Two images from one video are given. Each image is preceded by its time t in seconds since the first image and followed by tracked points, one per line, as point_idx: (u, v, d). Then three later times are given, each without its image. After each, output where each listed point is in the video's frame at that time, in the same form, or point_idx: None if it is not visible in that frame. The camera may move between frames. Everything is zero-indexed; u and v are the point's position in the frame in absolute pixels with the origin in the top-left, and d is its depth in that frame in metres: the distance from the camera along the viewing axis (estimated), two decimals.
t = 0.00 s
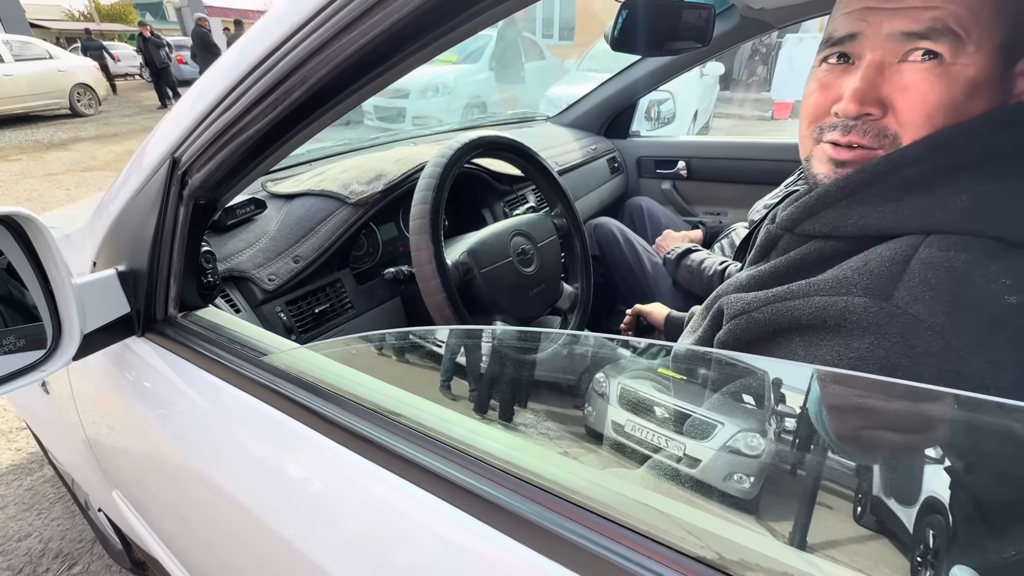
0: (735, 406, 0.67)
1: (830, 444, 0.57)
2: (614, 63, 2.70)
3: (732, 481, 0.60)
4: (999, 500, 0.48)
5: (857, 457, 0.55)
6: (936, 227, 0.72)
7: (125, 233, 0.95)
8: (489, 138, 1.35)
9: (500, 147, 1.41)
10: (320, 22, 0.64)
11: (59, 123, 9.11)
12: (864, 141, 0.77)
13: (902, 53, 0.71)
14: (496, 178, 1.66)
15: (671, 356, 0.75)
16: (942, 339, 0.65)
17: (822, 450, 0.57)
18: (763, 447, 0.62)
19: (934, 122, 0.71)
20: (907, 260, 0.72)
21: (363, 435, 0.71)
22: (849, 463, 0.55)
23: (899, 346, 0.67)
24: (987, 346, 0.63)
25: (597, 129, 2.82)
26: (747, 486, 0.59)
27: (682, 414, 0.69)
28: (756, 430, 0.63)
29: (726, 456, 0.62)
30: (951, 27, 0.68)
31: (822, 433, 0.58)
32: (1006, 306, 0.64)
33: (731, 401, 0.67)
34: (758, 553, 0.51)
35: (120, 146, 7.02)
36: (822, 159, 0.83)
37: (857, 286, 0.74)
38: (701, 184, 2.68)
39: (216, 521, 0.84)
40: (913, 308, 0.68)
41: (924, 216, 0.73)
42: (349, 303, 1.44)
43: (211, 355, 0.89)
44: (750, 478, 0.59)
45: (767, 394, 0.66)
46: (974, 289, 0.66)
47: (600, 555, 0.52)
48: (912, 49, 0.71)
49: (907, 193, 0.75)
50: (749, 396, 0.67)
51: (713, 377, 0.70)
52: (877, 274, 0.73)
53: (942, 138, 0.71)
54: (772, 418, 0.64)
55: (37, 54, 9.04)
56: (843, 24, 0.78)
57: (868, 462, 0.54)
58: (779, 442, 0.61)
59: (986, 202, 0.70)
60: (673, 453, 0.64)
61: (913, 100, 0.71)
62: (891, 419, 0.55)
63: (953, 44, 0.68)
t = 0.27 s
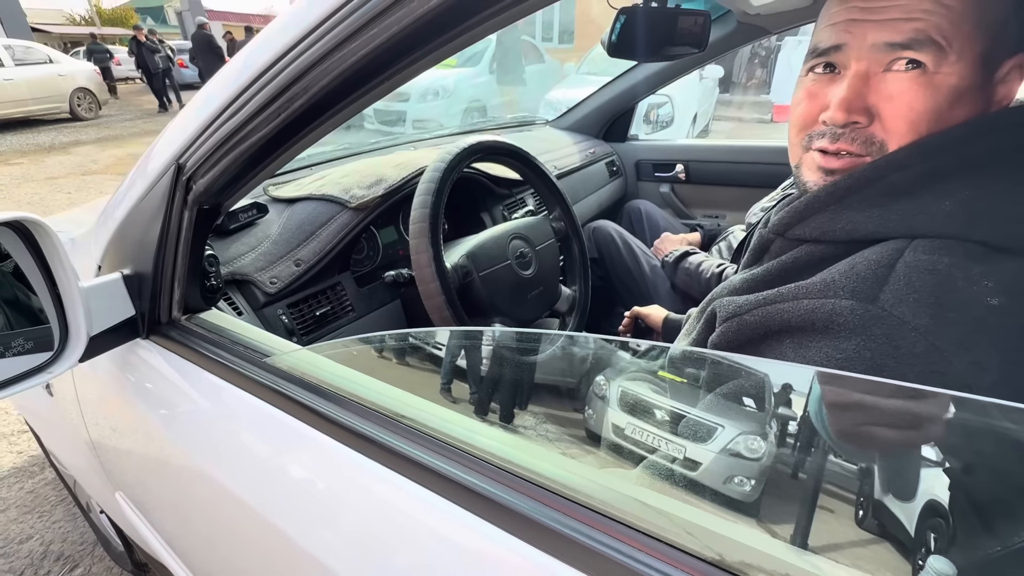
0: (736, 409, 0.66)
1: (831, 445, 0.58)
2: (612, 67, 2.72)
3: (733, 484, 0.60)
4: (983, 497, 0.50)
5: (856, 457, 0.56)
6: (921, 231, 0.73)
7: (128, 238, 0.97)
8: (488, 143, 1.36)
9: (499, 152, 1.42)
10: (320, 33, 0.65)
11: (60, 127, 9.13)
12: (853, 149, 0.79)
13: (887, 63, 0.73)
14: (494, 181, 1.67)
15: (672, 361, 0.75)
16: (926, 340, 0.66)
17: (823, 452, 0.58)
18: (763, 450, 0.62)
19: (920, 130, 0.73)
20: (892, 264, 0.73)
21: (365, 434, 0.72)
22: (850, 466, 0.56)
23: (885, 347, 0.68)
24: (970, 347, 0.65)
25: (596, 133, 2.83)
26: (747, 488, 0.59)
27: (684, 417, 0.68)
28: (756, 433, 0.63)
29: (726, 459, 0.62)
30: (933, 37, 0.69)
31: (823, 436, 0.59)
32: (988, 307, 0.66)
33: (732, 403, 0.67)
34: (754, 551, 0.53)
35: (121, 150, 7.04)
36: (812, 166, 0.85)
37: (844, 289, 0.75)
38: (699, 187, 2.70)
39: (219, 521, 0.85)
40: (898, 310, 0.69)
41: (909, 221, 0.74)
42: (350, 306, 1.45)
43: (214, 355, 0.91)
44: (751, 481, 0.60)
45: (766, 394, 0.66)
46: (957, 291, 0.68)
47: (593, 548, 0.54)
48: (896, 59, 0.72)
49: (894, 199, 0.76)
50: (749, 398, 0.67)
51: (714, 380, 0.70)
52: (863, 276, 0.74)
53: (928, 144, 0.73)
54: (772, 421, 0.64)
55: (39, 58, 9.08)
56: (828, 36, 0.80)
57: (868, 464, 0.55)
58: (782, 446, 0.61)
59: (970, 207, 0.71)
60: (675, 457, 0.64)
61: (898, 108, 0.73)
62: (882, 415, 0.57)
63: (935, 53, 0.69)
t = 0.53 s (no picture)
0: (740, 410, 0.66)
1: (836, 444, 0.59)
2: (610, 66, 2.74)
3: (736, 482, 0.59)
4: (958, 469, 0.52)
5: (858, 452, 0.57)
6: (902, 216, 0.74)
7: (130, 228, 0.98)
8: (483, 137, 1.38)
9: (495, 146, 1.44)
10: (318, 22, 0.67)
11: (62, 131, 9.18)
12: (838, 135, 0.81)
13: (871, 49, 0.76)
14: (491, 178, 1.69)
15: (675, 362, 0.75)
16: (907, 323, 0.68)
17: (826, 453, 0.59)
18: (766, 449, 0.62)
19: (904, 115, 0.75)
20: (875, 249, 0.74)
21: (367, 416, 0.73)
22: (855, 468, 0.57)
23: (868, 331, 0.69)
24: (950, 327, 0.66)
25: (593, 133, 2.84)
26: (750, 487, 0.59)
27: (685, 418, 0.68)
28: (758, 432, 0.64)
29: (729, 459, 0.62)
30: (914, 23, 0.72)
31: (825, 428, 0.61)
32: (967, 290, 0.68)
33: (735, 404, 0.67)
34: (758, 525, 0.53)
35: (123, 153, 7.07)
36: (799, 154, 0.87)
37: (828, 275, 0.76)
38: (697, 186, 2.71)
39: (224, 509, 0.86)
40: (880, 295, 0.71)
41: (891, 207, 0.75)
42: (347, 298, 1.46)
43: (217, 341, 0.92)
44: (753, 480, 0.60)
45: (769, 395, 0.66)
46: (937, 275, 0.69)
47: (594, 526, 0.54)
48: (880, 44, 0.75)
49: (877, 185, 0.77)
50: (752, 400, 0.67)
51: (716, 381, 0.70)
52: (847, 261, 0.75)
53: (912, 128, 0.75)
54: (775, 420, 0.64)
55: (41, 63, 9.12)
56: (813, 24, 0.82)
57: (871, 464, 0.56)
58: (784, 446, 0.62)
59: (950, 193, 0.72)
60: (676, 454, 0.63)
61: (883, 93, 0.75)
62: (887, 412, 0.58)
63: (917, 39, 0.72)
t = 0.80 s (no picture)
0: (741, 413, 0.68)
1: (838, 442, 0.61)
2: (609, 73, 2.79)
3: (740, 483, 0.61)
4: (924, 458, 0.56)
5: (855, 447, 0.60)
6: (870, 225, 0.79)
7: (144, 232, 1.01)
8: (482, 145, 1.42)
9: (493, 152, 1.48)
10: (325, 39, 0.70)
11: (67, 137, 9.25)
12: (799, 154, 0.87)
13: (817, 77, 0.82)
14: (490, 183, 1.72)
15: (676, 365, 0.75)
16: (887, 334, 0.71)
17: (827, 457, 0.60)
18: (767, 453, 0.64)
19: (856, 133, 0.81)
20: (851, 263, 0.77)
21: (375, 409, 0.76)
22: (861, 474, 0.58)
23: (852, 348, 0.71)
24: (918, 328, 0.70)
25: (593, 138, 2.89)
26: (753, 487, 0.60)
27: (688, 421, 0.69)
28: (759, 436, 0.65)
29: (731, 461, 0.64)
30: (852, 50, 0.78)
31: (827, 427, 0.62)
32: (935, 300, 0.72)
33: (736, 407, 0.69)
34: (754, 512, 0.55)
35: (128, 159, 7.14)
36: (768, 171, 0.93)
37: (812, 294, 0.78)
38: (693, 190, 2.74)
39: (234, 501, 0.89)
40: (860, 312, 0.73)
41: (859, 215, 0.80)
42: (350, 299, 1.49)
43: (227, 340, 0.95)
44: (755, 481, 0.61)
45: (771, 401, 0.67)
46: (908, 288, 0.74)
47: (598, 515, 0.57)
48: (825, 72, 0.82)
49: (845, 194, 0.82)
50: (753, 403, 0.68)
51: (718, 383, 0.71)
52: (827, 279, 0.78)
53: (864, 144, 0.81)
54: (776, 425, 0.66)
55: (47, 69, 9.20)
56: (765, 57, 0.90)
57: (875, 469, 0.58)
58: (786, 450, 0.63)
59: (913, 199, 0.77)
60: (677, 456, 0.65)
61: (833, 115, 0.82)
62: (882, 403, 0.60)
63: (857, 64, 0.78)
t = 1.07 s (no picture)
0: (744, 417, 0.69)
1: (843, 441, 0.63)
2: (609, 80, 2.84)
3: (743, 483, 0.62)
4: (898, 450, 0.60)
5: (853, 440, 0.62)
6: (854, 227, 0.82)
7: (164, 240, 1.05)
8: (484, 154, 1.46)
9: (494, 161, 1.52)
10: (337, 60, 0.74)
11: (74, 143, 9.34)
12: (792, 157, 0.90)
13: (812, 81, 0.85)
14: (491, 190, 1.76)
15: (677, 369, 0.76)
16: (872, 327, 0.74)
17: (829, 461, 0.63)
18: (771, 456, 0.65)
19: (847, 137, 0.84)
20: (836, 260, 0.80)
21: (385, 405, 0.80)
22: (866, 479, 0.60)
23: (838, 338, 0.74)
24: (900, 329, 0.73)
25: (593, 144, 2.96)
26: (757, 489, 0.61)
27: (690, 424, 0.70)
28: (763, 440, 0.67)
29: (733, 464, 0.65)
30: (847, 55, 0.81)
31: (831, 425, 0.64)
32: (914, 297, 0.76)
33: (739, 412, 0.70)
34: (747, 502, 0.59)
35: (134, 165, 7.21)
36: (759, 174, 0.95)
37: (799, 286, 0.80)
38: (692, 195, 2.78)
39: (246, 494, 0.93)
40: (847, 303, 0.76)
41: (843, 218, 0.83)
42: (357, 302, 1.53)
43: (241, 340, 0.99)
44: (758, 483, 0.62)
45: (774, 405, 0.69)
46: (889, 284, 0.77)
47: (602, 502, 0.61)
48: (820, 76, 0.84)
49: (831, 199, 0.85)
50: (756, 406, 0.70)
51: (720, 390, 0.73)
52: (814, 274, 0.80)
53: (856, 148, 0.84)
54: (779, 429, 0.67)
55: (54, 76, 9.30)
56: (762, 60, 0.92)
57: (881, 474, 0.60)
58: (790, 455, 0.65)
59: (891, 205, 0.81)
60: (680, 457, 0.66)
61: (825, 119, 0.85)
62: (879, 392, 0.62)
63: (852, 69, 0.81)
